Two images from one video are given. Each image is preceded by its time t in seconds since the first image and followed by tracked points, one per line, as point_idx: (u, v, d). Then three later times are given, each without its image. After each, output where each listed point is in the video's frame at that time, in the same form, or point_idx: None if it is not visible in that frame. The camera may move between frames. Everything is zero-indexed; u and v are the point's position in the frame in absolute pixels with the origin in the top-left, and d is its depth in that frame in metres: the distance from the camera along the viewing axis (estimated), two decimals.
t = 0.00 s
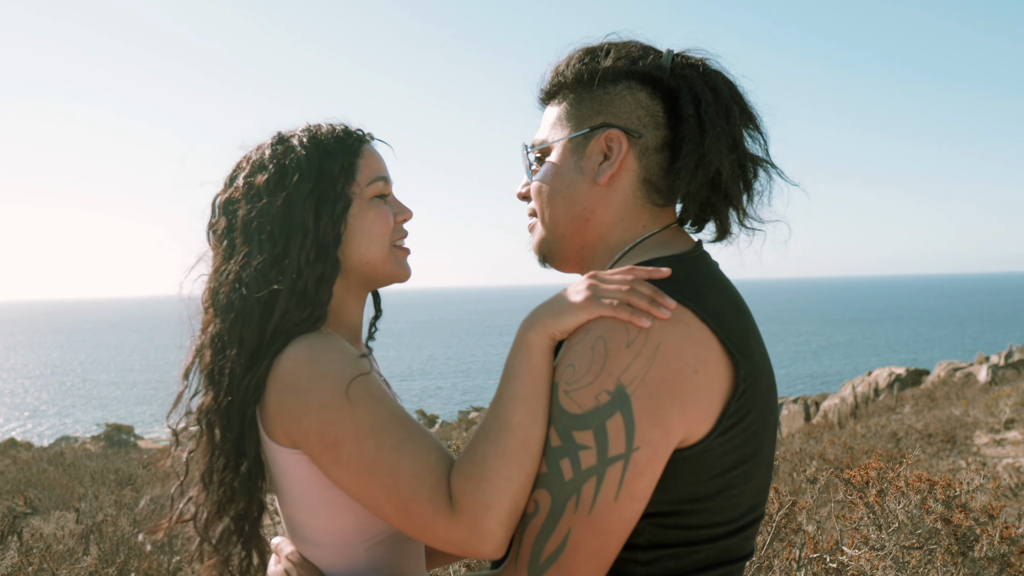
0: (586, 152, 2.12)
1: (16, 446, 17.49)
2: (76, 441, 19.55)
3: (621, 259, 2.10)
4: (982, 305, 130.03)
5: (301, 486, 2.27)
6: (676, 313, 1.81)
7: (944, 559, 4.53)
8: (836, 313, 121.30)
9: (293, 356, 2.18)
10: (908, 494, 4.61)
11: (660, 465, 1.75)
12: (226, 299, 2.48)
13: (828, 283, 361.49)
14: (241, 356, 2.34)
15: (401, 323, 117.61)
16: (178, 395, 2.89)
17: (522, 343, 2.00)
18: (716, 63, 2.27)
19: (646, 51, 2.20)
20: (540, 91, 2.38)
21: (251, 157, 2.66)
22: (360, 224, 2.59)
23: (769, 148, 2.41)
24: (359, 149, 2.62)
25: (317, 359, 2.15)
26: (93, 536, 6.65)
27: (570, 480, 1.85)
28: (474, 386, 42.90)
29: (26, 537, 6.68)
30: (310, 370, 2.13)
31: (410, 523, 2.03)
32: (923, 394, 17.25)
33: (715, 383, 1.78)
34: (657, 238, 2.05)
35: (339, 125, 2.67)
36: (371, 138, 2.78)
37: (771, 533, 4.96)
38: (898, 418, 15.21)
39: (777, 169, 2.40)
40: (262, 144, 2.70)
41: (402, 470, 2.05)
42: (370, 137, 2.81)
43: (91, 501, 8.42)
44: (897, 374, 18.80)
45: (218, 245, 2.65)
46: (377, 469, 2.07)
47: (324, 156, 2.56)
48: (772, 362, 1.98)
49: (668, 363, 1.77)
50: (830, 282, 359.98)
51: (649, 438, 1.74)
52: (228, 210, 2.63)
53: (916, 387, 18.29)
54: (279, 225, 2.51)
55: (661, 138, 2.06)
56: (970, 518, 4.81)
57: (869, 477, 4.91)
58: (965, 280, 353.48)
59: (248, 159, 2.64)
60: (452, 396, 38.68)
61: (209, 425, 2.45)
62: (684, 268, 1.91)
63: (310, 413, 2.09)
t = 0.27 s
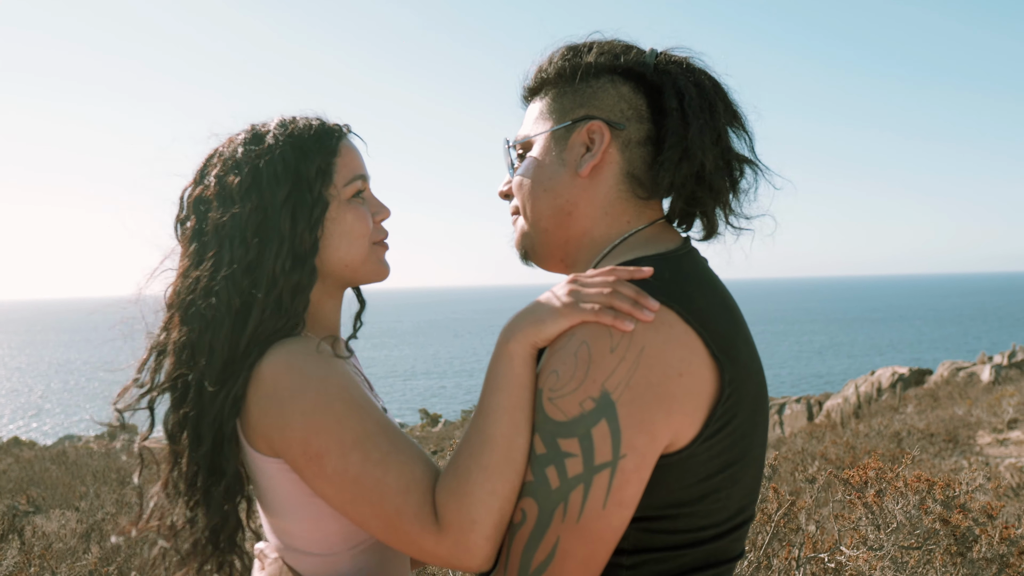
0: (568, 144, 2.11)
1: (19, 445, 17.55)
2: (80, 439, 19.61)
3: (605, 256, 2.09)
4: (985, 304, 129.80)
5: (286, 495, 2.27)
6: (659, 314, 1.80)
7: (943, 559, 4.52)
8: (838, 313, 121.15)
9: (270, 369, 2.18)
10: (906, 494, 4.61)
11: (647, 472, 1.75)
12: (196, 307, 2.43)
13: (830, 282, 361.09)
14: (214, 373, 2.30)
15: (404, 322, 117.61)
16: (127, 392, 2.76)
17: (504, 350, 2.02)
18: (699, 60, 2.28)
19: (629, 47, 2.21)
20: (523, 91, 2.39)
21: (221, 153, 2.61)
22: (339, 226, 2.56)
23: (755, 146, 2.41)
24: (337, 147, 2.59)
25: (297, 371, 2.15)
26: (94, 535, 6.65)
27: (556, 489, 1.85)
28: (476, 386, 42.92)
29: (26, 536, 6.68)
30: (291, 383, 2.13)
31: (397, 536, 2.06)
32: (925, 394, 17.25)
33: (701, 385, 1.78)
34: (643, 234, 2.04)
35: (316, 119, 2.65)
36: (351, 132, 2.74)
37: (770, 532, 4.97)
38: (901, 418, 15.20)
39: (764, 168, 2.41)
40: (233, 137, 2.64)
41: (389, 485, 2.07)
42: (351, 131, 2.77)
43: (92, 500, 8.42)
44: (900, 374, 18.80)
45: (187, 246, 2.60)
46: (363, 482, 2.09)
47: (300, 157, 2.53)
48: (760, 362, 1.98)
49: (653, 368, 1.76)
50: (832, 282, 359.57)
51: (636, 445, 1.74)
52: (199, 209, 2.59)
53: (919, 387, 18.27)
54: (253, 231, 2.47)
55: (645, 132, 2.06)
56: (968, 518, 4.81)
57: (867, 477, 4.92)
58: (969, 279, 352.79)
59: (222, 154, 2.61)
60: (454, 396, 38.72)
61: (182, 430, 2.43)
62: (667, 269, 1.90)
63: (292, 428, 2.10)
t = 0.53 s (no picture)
0: (557, 141, 2.11)
1: (27, 444, 17.65)
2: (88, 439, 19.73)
3: (597, 257, 2.08)
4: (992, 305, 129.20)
5: (277, 528, 2.26)
6: (651, 323, 1.79)
7: (945, 561, 4.51)
8: (844, 313, 120.77)
9: (257, 399, 2.17)
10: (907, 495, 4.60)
11: (644, 485, 1.75)
12: (183, 330, 2.42)
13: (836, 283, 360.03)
14: (204, 403, 2.27)
15: (408, 323, 117.75)
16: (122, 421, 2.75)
17: (495, 372, 1.97)
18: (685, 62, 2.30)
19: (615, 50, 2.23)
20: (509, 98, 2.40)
21: (204, 166, 2.60)
22: (330, 240, 2.58)
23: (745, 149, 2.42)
24: (326, 158, 2.60)
25: (282, 401, 2.16)
26: (98, 535, 6.68)
27: (554, 506, 1.85)
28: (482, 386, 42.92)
29: (29, 536, 6.71)
30: (277, 415, 2.14)
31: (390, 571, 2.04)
32: (933, 395, 17.19)
33: (696, 394, 1.77)
34: (636, 238, 2.04)
35: (304, 128, 2.65)
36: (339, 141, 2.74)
37: (772, 534, 4.97)
38: (908, 418, 15.17)
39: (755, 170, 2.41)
40: (216, 149, 2.64)
41: (380, 519, 2.07)
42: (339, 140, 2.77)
43: (97, 499, 8.47)
44: (907, 374, 18.75)
45: (171, 265, 2.58)
46: (354, 516, 2.08)
47: (288, 171, 2.52)
48: (754, 367, 1.97)
49: (649, 383, 1.74)
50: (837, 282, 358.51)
51: (635, 461, 1.74)
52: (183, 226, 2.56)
53: (926, 387, 18.22)
54: (242, 250, 2.46)
55: (633, 130, 2.06)
56: (970, 519, 4.80)
57: (868, 479, 4.92)
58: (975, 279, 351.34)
59: (206, 165, 2.60)
60: (460, 396, 38.77)
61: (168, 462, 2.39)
62: (657, 277, 1.88)
63: (280, 462, 2.11)
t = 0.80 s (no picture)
0: (548, 146, 2.11)
1: (38, 445, 17.78)
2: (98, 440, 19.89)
3: (593, 264, 2.10)
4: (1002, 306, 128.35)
5: (275, 529, 2.27)
6: (654, 332, 1.78)
7: (950, 562, 4.49)
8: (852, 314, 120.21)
9: (259, 399, 2.18)
10: (911, 497, 4.59)
11: (647, 495, 1.76)
12: (183, 323, 2.44)
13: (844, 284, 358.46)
14: (205, 397, 2.28)
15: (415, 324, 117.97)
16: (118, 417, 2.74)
17: (496, 383, 1.93)
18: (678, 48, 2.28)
19: (604, 42, 2.22)
20: (497, 92, 2.40)
21: (205, 157, 2.61)
22: (332, 235, 2.59)
23: (740, 139, 2.41)
24: (329, 151, 2.61)
25: (283, 405, 2.16)
26: (105, 535, 6.71)
27: (556, 517, 1.84)
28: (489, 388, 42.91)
29: (37, 537, 6.74)
30: (279, 419, 2.14)
31: None
32: (943, 396, 17.09)
33: (699, 401, 1.78)
34: (635, 239, 2.06)
35: (306, 119, 2.68)
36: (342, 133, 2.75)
37: (776, 536, 4.96)
38: (917, 420, 15.10)
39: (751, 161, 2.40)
40: (218, 141, 2.65)
41: (382, 527, 2.08)
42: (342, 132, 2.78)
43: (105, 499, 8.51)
44: (917, 375, 18.65)
45: (171, 256, 2.59)
46: (355, 522, 2.09)
47: (290, 164, 2.53)
48: (752, 371, 1.98)
49: (653, 393, 1.74)
50: (846, 283, 356.94)
51: (638, 473, 1.74)
52: (183, 217, 2.57)
53: (937, 389, 18.11)
54: (243, 243, 2.47)
55: (626, 129, 2.06)
56: (975, 521, 4.78)
57: (872, 480, 4.92)
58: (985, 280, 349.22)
59: (207, 156, 2.61)
60: (467, 398, 38.77)
61: (167, 459, 2.40)
62: (658, 282, 1.88)
63: (282, 467, 2.11)
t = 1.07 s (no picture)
0: (535, 151, 2.14)
1: (48, 446, 17.94)
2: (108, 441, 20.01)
3: (585, 269, 2.12)
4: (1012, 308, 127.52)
5: (270, 531, 2.29)
6: (645, 339, 1.78)
7: (955, 565, 4.46)
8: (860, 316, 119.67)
9: (258, 405, 2.20)
10: (915, 499, 4.58)
11: (636, 504, 1.77)
12: (182, 334, 2.47)
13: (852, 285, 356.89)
14: (205, 409, 2.30)
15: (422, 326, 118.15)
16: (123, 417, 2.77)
17: (487, 391, 1.95)
18: (670, 47, 2.28)
19: (595, 40, 2.21)
20: (484, 89, 2.41)
21: (202, 165, 2.63)
22: (328, 245, 2.61)
23: (734, 138, 2.40)
24: (327, 160, 2.62)
25: (280, 410, 2.18)
26: (111, 536, 6.74)
27: (544, 524, 1.84)
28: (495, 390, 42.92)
29: (44, 537, 6.79)
30: (274, 423, 2.16)
31: None
32: (953, 399, 17.01)
33: (689, 409, 1.78)
34: (626, 245, 2.08)
35: (304, 126, 2.69)
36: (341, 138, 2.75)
37: (780, 537, 4.96)
38: (926, 422, 15.02)
39: (744, 160, 2.40)
40: (215, 147, 2.67)
41: (371, 532, 2.09)
42: (342, 138, 2.79)
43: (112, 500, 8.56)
44: (926, 377, 18.55)
45: (171, 264, 2.62)
46: (347, 527, 2.10)
47: (286, 175, 2.54)
48: (745, 378, 1.98)
49: (643, 401, 1.74)
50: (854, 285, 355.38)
51: (627, 481, 1.74)
52: (180, 225, 2.60)
53: (946, 391, 18.01)
54: (239, 258, 2.49)
55: (615, 133, 2.08)
56: (981, 523, 4.75)
57: (875, 482, 4.92)
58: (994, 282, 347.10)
59: (205, 164, 2.63)
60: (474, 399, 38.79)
61: (165, 462, 2.41)
62: (650, 289, 1.88)
63: (276, 470, 2.13)
